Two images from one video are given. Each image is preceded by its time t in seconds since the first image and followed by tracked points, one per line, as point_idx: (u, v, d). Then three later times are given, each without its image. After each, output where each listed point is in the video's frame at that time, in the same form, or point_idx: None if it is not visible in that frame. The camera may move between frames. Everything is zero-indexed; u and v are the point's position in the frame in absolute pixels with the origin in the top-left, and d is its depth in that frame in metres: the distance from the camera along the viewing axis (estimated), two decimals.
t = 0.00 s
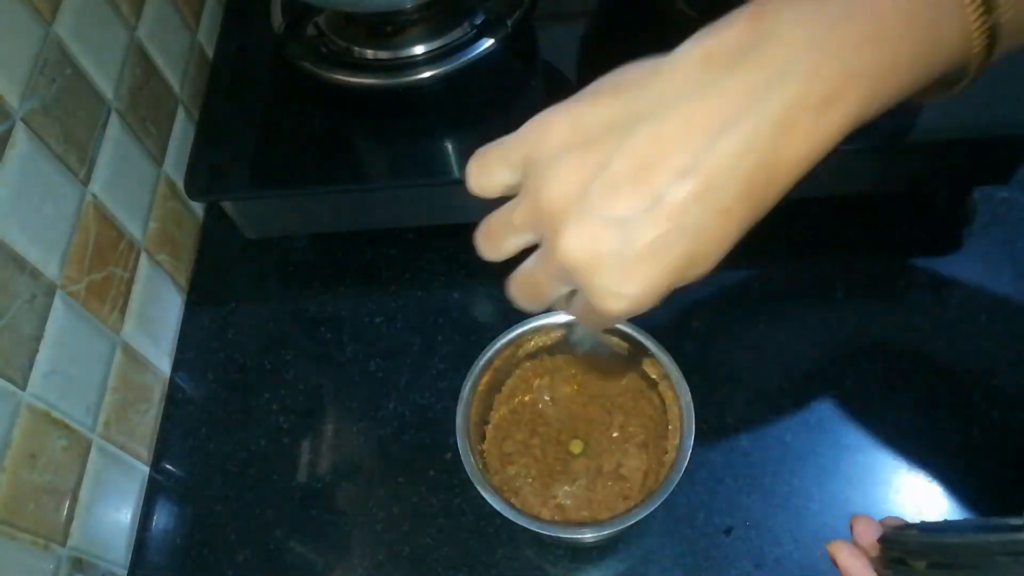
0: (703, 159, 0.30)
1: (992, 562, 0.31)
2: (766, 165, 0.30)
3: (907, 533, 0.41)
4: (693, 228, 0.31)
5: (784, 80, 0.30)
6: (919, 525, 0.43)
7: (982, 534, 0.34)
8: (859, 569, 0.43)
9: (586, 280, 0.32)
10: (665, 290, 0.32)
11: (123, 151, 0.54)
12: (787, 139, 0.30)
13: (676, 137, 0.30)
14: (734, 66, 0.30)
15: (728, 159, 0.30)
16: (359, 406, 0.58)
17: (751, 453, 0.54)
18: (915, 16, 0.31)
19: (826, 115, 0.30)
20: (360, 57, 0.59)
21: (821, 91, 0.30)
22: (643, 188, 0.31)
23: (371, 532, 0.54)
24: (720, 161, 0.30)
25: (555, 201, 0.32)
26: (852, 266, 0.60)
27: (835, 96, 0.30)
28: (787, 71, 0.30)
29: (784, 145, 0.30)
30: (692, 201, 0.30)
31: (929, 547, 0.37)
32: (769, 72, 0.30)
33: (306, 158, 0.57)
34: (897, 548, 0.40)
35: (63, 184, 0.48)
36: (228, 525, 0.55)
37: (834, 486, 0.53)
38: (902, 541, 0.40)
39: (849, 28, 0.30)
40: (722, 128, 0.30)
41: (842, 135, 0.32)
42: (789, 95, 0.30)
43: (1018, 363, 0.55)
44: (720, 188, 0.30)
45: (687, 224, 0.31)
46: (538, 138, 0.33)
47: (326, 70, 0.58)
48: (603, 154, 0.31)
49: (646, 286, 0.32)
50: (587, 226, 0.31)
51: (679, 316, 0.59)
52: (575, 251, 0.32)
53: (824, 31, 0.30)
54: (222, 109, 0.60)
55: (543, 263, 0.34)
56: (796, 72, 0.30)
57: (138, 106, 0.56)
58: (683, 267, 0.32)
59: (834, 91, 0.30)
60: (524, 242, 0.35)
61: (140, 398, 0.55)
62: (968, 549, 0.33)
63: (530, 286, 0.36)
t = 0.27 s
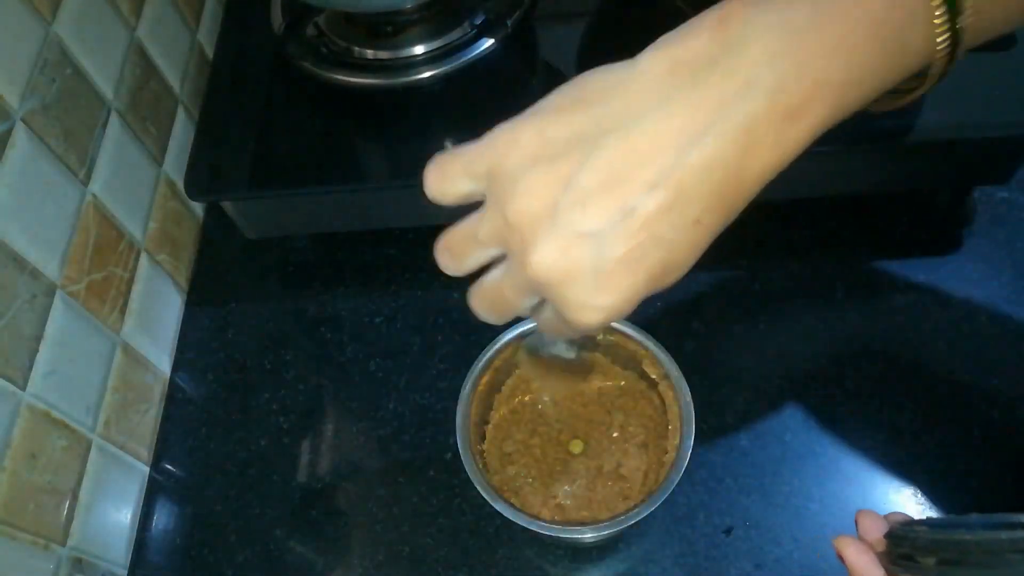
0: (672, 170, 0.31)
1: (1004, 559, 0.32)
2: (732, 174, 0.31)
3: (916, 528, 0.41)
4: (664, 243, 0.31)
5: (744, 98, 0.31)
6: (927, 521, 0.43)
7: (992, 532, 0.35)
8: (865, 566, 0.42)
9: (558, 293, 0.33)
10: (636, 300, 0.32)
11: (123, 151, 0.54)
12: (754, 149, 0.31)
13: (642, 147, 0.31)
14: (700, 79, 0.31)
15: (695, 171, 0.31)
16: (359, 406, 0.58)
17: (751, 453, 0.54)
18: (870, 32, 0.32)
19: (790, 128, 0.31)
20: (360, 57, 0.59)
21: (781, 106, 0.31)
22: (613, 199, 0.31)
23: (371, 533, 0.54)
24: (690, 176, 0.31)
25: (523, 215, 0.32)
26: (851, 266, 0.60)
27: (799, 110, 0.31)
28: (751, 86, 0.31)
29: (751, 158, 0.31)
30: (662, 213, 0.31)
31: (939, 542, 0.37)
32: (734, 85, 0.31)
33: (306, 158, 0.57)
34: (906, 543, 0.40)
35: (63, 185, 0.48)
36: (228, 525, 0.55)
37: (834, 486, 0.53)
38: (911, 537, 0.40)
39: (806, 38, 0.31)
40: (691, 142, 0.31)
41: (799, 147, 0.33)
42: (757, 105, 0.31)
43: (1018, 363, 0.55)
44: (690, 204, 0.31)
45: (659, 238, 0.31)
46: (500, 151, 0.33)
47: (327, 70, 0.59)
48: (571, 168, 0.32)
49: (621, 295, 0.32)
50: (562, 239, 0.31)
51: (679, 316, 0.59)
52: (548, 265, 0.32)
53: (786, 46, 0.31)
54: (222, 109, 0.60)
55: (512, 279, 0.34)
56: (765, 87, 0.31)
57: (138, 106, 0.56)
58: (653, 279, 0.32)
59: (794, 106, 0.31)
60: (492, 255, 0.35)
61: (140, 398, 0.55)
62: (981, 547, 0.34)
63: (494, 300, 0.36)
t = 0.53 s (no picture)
0: (769, 121, 0.32)
1: (1005, 565, 0.32)
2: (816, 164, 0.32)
3: (915, 533, 0.40)
4: (754, 198, 0.33)
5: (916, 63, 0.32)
6: (925, 523, 0.43)
7: (989, 536, 0.35)
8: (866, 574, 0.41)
9: (637, 233, 0.34)
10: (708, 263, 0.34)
11: (123, 151, 0.54)
12: (861, 113, 0.32)
13: (739, 99, 0.33)
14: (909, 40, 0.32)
15: (791, 130, 0.32)
16: (359, 406, 0.58)
17: (750, 453, 0.54)
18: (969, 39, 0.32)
19: (886, 101, 0.32)
20: (360, 57, 0.59)
21: (881, 78, 0.32)
22: (710, 146, 0.33)
23: (371, 532, 0.54)
24: (784, 135, 0.32)
25: (624, 154, 0.34)
26: (851, 266, 0.60)
27: (883, 110, 0.32)
28: (848, 61, 0.32)
29: (836, 122, 0.32)
30: (750, 166, 0.32)
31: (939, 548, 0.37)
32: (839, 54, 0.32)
33: (306, 158, 0.57)
34: (906, 548, 0.39)
35: (63, 185, 0.48)
36: (228, 525, 0.55)
37: (834, 485, 0.53)
38: (911, 541, 0.40)
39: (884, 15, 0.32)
40: (786, 103, 0.32)
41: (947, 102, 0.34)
42: (854, 74, 0.32)
43: (1017, 363, 0.55)
44: (780, 159, 0.32)
45: (743, 186, 0.32)
46: (625, 104, 0.36)
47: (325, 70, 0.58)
48: (677, 117, 0.34)
49: (699, 252, 0.33)
50: (642, 178, 0.33)
51: (679, 316, 0.59)
52: (627, 199, 0.34)
53: (867, 19, 0.32)
54: (222, 109, 0.60)
55: (594, 218, 0.36)
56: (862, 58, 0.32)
57: (138, 106, 0.56)
58: (743, 223, 0.33)
59: (898, 81, 0.32)
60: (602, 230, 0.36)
61: (140, 398, 0.55)
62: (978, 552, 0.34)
63: (574, 243, 0.38)
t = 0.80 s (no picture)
0: (812, 158, 0.34)
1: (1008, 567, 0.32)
2: (861, 187, 0.34)
3: (919, 537, 0.41)
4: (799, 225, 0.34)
5: (932, 113, 0.34)
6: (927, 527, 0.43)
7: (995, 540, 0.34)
8: None
9: (693, 257, 0.34)
10: (761, 276, 0.34)
11: (123, 151, 0.54)
12: (896, 157, 0.34)
13: (784, 139, 0.34)
14: (919, 87, 0.34)
15: (844, 158, 0.34)
16: (359, 406, 0.58)
17: (751, 453, 0.54)
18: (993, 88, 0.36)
19: (913, 151, 0.35)
20: (360, 57, 0.59)
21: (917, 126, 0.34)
22: (761, 175, 0.34)
23: (371, 532, 0.54)
24: (826, 167, 0.34)
25: (675, 180, 0.35)
26: (852, 265, 0.60)
27: (921, 144, 0.35)
28: (899, 93, 0.34)
29: (871, 166, 0.34)
30: (800, 186, 0.34)
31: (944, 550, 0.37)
32: (874, 100, 0.34)
33: (306, 158, 0.57)
34: (910, 552, 0.40)
35: (63, 184, 0.48)
36: (229, 525, 0.55)
37: (834, 485, 0.53)
38: (914, 545, 0.40)
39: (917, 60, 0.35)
40: (831, 141, 0.34)
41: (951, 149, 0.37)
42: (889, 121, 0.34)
43: (1018, 363, 0.55)
44: (820, 193, 0.34)
45: (788, 215, 0.34)
46: (668, 142, 0.36)
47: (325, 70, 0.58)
48: (725, 156, 0.35)
49: (751, 262, 0.34)
50: (706, 202, 0.34)
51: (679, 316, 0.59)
52: (691, 218, 0.33)
53: (906, 68, 0.35)
54: (221, 109, 0.60)
55: (646, 237, 0.34)
56: (901, 104, 0.34)
57: (139, 106, 0.56)
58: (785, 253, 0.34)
59: (926, 131, 0.34)
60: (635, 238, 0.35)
61: (140, 398, 0.55)
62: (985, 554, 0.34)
63: (608, 266, 0.35)
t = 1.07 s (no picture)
0: (821, 114, 0.38)
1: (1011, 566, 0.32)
2: (842, 162, 0.38)
3: (928, 540, 0.40)
4: (785, 171, 0.38)
5: (948, 96, 0.39)
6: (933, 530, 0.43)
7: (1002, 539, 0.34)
8: None
9: (681, 184, 0.38)
10: (737, 224, 0.38)
11: (123, 151, 0.54)
12: (889, 127, 0.38)
13: (797, 98, 0.39)
14: (959, 62, 0.39)
15: (835, 128, 0.38)
16: (359, 406, 0.58)
17: (752, 454, 0.54)
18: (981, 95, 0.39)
19: (920, 130, 0.38)
20: (360, 58, 0.59)
21: (917, 108, 0.38)
22: (759, 129, 0.38)
23: (371, 532, 0.54)
24: (828, 126, 0.38)
25: (684, 117, 0.40)
26: (852, 265, 0.60)
27: (911, 132, 0.38)
28: (896, 83, 0.39)
29: (878, 137, 0.38)
30: (794, 143, 0.38)
31: (952, 554, 0.36)
32: (900, 77, 0.39)
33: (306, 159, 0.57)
34: (919, 554, 0.39)
35: (63, 185, 0.48)
36: (229, 525, 0.55)
37: (834, 485, 0.53)
38: (923, 547, 0.40)
39: (965, 42, 0.39)
40: (846, 105, 0.38)
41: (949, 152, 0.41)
42: (911, 94, 0.38)
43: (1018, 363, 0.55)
44: (823, 147, 0.38)
45: (780, 160, 0.38)
46: (684, 90, 0.41)
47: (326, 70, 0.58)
48: (734, 104, 0.39)
49: (732, 207, 0.37)
50: (698, 137, 0.38)
51: (679, 316, 0.59)
52: (687, 156, 0.38)
53: (906, 63, 0.39)
54: (221, 109, 0.60)
55: (641, 172, 0.39)
56: (925, 84, 0.39)
57: (139, 106, 0.56)
58: (769, 198, 0.38)
59: (928, 109, 0.38)
60: (639, 175, 0.39)
61: (140, 398, 0.55)
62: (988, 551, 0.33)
63: (609, 208, 0.40)
